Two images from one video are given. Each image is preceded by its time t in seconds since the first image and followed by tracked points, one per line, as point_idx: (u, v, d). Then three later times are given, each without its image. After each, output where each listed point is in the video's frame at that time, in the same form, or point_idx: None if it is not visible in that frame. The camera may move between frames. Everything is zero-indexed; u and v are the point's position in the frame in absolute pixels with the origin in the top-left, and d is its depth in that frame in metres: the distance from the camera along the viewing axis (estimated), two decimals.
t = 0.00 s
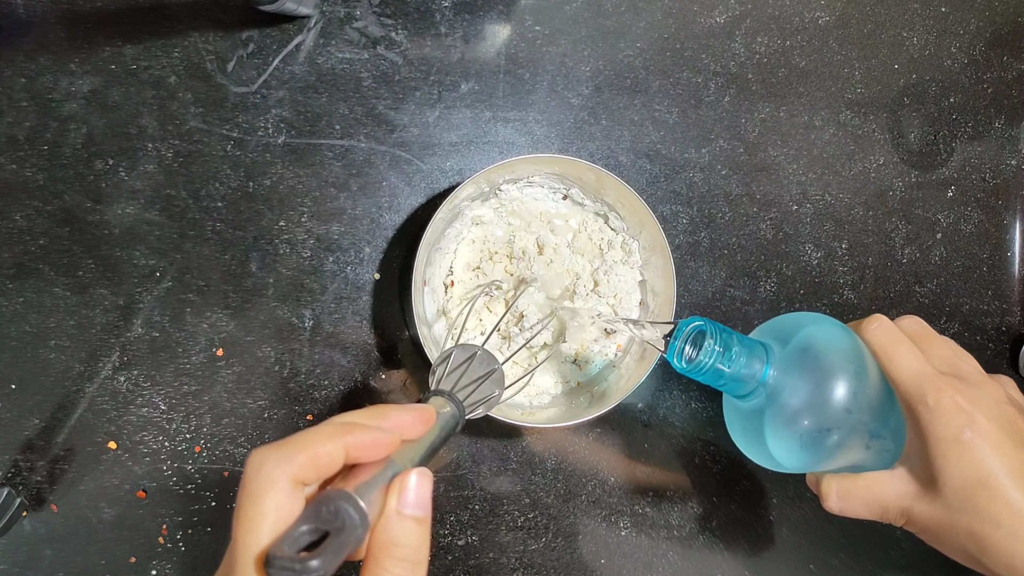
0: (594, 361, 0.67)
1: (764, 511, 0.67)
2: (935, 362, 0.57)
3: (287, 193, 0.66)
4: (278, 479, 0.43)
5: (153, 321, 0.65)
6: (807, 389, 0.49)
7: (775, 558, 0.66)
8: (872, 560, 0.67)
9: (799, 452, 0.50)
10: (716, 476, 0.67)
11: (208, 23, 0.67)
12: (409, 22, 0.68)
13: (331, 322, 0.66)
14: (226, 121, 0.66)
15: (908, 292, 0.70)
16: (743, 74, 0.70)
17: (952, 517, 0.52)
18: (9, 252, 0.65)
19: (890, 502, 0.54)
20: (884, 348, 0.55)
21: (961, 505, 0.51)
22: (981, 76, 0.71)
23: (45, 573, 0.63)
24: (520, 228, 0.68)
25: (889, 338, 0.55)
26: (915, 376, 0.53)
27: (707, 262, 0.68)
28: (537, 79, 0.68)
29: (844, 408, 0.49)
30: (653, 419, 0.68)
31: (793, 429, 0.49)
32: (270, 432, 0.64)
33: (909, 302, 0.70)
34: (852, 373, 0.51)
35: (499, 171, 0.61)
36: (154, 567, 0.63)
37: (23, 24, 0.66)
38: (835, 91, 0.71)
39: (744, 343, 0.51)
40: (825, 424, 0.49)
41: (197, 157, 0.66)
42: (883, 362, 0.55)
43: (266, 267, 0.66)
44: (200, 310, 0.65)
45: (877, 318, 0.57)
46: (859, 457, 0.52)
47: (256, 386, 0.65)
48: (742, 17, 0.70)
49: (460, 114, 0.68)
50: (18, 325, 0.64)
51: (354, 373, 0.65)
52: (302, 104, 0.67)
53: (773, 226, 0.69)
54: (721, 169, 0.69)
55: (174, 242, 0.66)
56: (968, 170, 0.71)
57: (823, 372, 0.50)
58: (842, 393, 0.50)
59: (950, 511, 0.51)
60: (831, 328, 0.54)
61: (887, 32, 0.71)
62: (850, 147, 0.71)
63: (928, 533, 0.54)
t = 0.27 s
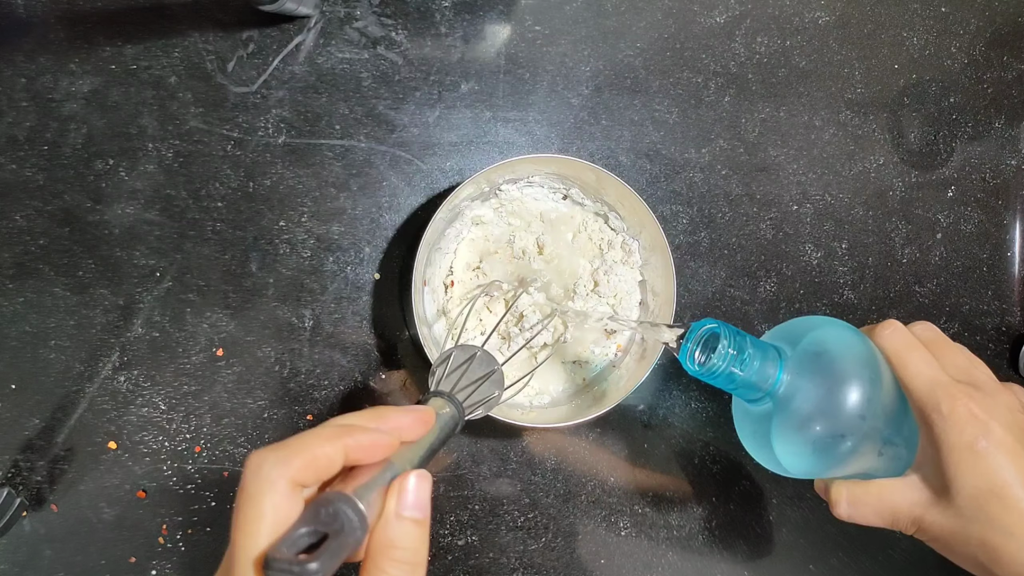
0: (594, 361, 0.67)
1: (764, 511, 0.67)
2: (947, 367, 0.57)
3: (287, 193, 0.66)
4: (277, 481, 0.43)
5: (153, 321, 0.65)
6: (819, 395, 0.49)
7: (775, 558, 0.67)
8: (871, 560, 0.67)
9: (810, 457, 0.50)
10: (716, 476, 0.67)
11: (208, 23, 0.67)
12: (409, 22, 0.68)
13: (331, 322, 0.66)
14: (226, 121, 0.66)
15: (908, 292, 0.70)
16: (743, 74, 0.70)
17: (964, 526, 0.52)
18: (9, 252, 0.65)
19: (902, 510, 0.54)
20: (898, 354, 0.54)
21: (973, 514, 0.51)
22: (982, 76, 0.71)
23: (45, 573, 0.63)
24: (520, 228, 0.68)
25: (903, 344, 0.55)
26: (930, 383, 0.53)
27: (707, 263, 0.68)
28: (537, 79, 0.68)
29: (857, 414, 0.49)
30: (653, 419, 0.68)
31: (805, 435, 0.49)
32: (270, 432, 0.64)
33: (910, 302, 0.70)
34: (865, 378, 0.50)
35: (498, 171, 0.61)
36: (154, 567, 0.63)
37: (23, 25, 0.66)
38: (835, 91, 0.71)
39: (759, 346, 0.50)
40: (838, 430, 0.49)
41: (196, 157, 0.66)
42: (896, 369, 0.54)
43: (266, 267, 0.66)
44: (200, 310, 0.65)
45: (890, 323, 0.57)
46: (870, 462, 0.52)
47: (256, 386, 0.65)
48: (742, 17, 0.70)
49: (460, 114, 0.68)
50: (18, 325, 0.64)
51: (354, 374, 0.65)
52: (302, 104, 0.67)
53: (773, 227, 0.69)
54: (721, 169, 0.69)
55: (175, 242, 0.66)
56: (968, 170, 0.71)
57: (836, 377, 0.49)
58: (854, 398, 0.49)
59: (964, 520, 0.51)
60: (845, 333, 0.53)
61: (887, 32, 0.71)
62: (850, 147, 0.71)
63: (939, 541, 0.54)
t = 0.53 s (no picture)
0: (594, 362, 0.67)
1: (764, 511, 0.67)
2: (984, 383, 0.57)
3: (287, 193, 0.66)
4: (279, 480, 0.43)
5: (153, 321, 0.65)
6: (848, 403, 0.48)
7: (774, 557, 0.67)
8: (871, 559, 0.67)
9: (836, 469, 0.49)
10: (716, 476, 0.67)
11: (208, 23, 0.67)
12: (409, 22, 0.68)
13: (331, 322, 0.66)
14: (226, 121, 0.66)
15: (908, 292, 0.70)
16: (743, 74, 0.70)
17: (999, 551, 0.52)
18: (9, 252, 0.65)
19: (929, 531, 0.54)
20: (936, 369, 0.54)
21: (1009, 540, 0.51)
22: (982, 76, 0.71)
23: (45, 573, 0.63)
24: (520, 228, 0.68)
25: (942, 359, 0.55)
26: (971, 402, 0.52)
27: (707, 263, 0.68)
28: (537, 79, 0.68)
29: (890, 426, 0.48)
30: (653, 419, 0.67)
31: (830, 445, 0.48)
32: (270, 432, 0.64)
33: (909, 302, 0.70)
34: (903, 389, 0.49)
35: (498, 171, 0.61)
36: (154, 566, 0.63)
37: (23, 25, 0.66)
38: (835, 91, 0.71)
39: (795, 348, 0.49)
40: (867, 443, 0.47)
41: (196, 157, 0.66)
42: (934, 381, 0.54)
43: (266, 267, 0.66)
44: (200, 310, 0.65)
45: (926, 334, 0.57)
46: (900, 476, 0.50)
47: (256, 386, 0.65)
48: (742, 17, 0.70)
49: (460, 114, 0.68)
50: (18, 325, 0.64)
51: (354, 374, 0.65)
52: (302, 104, 0.67)
53: (773, 227, 0.69)
54: (721, 169, 0.69)
55: (175, 242, 0.66)
56: (968, 170, 0.71)
57: (869, 384, 0.48)
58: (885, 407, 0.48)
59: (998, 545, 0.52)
60: (890, 341, 0.52)
61: (887, 32, 0.71)
62: (850, 147, 0.71)
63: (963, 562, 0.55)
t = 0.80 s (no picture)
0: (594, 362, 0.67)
1: (764, 511, 0.67)
2: None
3: (287, 193, 0.66)
4: (284, 475, 0.43)
5: (153, 321, 0.65)
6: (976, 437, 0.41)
7: (774, 558, 0.67)
8: (870, 559, 0.67)
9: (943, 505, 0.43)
10: (715, 476, 0.67)
11: (208, 23, 0.67)
12: (409, 22, 0.68)
13: (331, 322, 0.66)
14: (226, 121, 0.66)
15: (908, 292, 0.70)
16: (743, 74, 0.70)
17: None
18: (10, 252, 0.65)
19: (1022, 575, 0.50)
20: None
21: None
22: (982, 76, 0.71)
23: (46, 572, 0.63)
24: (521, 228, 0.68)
25: None
26: None
27: (707, 262, 0.68)
28: (537, 79, 0.68)
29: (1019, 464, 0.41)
30: (653, 419, 0.67)
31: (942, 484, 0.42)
32: (270, 432, 0.64)
33: (909, 301, 0.70)
34: None
35: (498, 171, 0.61)
36: (154, 566, 0.63)
37: (23, 25, 0.66)
38: (835, 91, 0.71)
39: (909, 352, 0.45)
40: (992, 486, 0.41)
41: (197, 157, 0.66)
42: None
43: (266, 267, 0.66)
44: (200, 310, 0.65)
45: None
46: None
47: (256, 386, 0.65)
48: (742, 17, 0.70)
49: (460, 114, 0.68)
50: (18, 325, 0.64)
51: (354, 374, 0.65)
52: (302, 104, 0.67)
53: (773, 226, 0.69)
54: (721, 169, 0.69)
55: (175, 242, 0.66)
56: (968, 170, 0.71)
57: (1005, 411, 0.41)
58: None
59: None
60: None
61: (887, 32, 0.71)
62: (850, 147, 0.71)
63: None
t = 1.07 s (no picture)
0: (594, 362, 0.67)
1: (764, 510, 0.67)
2: None
3: (287, 193, 0.66)
4: (341, 455, 0.42)
5: (153, 321, 0.65)
6: None
7: (774, 557, 0.67)
8: (870, 558, 0.67)
9: None
10: (715, 476, 0.67)
11: (208, 23, 0.67)
12: (409, 22, 0.68)
13: (330, 322, 0.66)
14: (226, 121, 0.66)
15: (908, 292, 0.70)
16: (743, 74, 0.70)
17: None
18: (10, 252, 0.65)
19: None
20: None
21: None
22: (982, 76, 0.71)
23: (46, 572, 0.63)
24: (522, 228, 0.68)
25: None
26: None
27: (707, 262, 0.68)
28: (537, 79, 0.68)
29: None
30: (653, 419, 0.67)
31: None
32: (270, 432, 0.64)
33: (909, 301, 0.70)
34: None
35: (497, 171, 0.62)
36: (154, 566, 0.63)
37: (23, 25, 0.66)
38: (835, 91, 0.71)
39: None
40: None
41: (197, 157, 0.66)
42: None
43: (266, 267, 0.66)
44: (200, 310, 0.65)
45: None
46: None
47: (257, 386, 0.65)
48: (742, 17, 0.70)
49: (460, 114, 0.68)
50: (19, 325, 0.64)
51: (354, 374, 0.65)
52: (302, 104, 0.67)
53: (773, 226, 0.69)
54: (721, 169, 0.69)
55: (175, 242, 0.66)
56: (968, 170, 0.71)
57: None
58: None
59: None
60: None
61: (887, 32, 0.71)
62: (850, 147, 0.71)
63: None
